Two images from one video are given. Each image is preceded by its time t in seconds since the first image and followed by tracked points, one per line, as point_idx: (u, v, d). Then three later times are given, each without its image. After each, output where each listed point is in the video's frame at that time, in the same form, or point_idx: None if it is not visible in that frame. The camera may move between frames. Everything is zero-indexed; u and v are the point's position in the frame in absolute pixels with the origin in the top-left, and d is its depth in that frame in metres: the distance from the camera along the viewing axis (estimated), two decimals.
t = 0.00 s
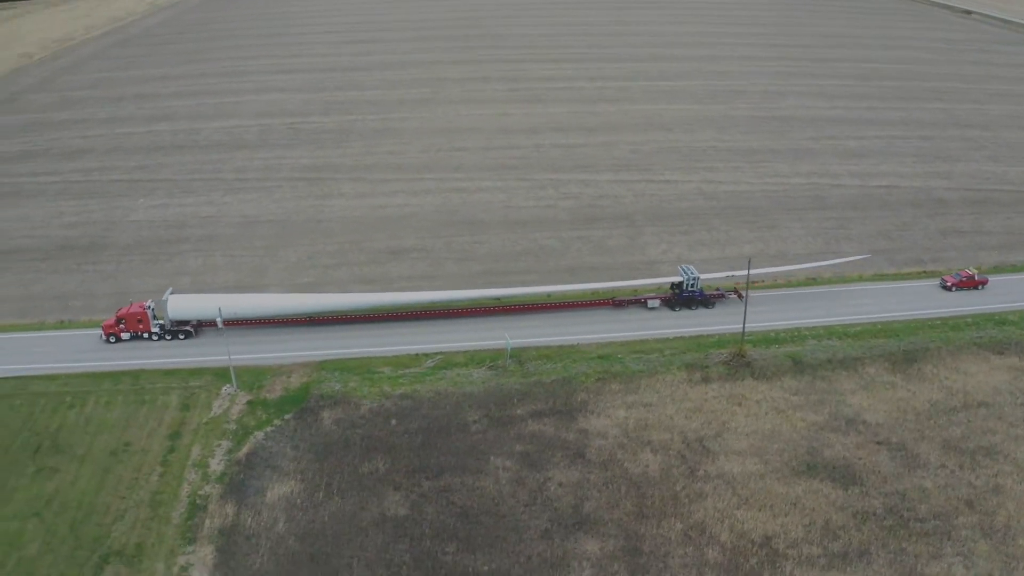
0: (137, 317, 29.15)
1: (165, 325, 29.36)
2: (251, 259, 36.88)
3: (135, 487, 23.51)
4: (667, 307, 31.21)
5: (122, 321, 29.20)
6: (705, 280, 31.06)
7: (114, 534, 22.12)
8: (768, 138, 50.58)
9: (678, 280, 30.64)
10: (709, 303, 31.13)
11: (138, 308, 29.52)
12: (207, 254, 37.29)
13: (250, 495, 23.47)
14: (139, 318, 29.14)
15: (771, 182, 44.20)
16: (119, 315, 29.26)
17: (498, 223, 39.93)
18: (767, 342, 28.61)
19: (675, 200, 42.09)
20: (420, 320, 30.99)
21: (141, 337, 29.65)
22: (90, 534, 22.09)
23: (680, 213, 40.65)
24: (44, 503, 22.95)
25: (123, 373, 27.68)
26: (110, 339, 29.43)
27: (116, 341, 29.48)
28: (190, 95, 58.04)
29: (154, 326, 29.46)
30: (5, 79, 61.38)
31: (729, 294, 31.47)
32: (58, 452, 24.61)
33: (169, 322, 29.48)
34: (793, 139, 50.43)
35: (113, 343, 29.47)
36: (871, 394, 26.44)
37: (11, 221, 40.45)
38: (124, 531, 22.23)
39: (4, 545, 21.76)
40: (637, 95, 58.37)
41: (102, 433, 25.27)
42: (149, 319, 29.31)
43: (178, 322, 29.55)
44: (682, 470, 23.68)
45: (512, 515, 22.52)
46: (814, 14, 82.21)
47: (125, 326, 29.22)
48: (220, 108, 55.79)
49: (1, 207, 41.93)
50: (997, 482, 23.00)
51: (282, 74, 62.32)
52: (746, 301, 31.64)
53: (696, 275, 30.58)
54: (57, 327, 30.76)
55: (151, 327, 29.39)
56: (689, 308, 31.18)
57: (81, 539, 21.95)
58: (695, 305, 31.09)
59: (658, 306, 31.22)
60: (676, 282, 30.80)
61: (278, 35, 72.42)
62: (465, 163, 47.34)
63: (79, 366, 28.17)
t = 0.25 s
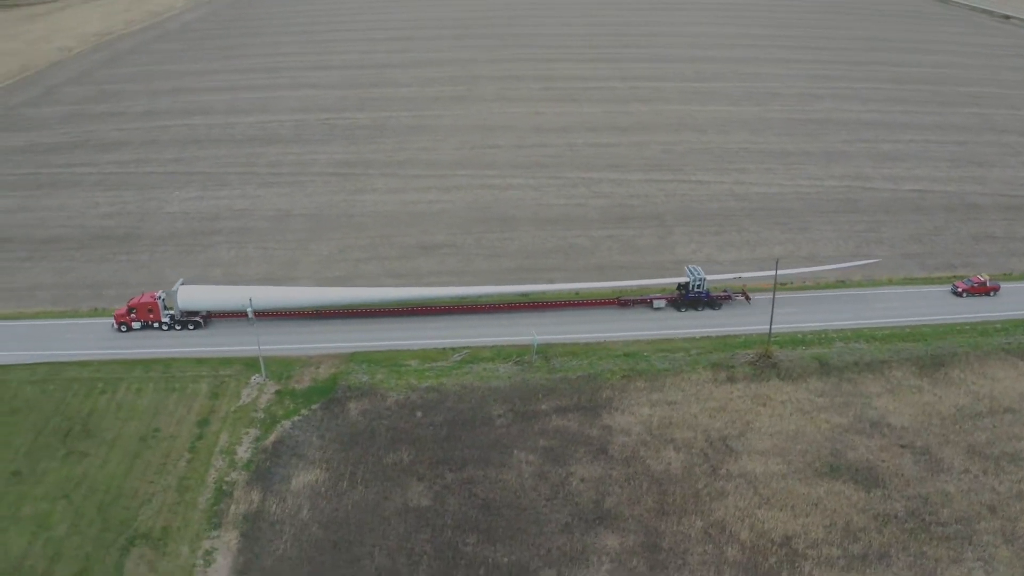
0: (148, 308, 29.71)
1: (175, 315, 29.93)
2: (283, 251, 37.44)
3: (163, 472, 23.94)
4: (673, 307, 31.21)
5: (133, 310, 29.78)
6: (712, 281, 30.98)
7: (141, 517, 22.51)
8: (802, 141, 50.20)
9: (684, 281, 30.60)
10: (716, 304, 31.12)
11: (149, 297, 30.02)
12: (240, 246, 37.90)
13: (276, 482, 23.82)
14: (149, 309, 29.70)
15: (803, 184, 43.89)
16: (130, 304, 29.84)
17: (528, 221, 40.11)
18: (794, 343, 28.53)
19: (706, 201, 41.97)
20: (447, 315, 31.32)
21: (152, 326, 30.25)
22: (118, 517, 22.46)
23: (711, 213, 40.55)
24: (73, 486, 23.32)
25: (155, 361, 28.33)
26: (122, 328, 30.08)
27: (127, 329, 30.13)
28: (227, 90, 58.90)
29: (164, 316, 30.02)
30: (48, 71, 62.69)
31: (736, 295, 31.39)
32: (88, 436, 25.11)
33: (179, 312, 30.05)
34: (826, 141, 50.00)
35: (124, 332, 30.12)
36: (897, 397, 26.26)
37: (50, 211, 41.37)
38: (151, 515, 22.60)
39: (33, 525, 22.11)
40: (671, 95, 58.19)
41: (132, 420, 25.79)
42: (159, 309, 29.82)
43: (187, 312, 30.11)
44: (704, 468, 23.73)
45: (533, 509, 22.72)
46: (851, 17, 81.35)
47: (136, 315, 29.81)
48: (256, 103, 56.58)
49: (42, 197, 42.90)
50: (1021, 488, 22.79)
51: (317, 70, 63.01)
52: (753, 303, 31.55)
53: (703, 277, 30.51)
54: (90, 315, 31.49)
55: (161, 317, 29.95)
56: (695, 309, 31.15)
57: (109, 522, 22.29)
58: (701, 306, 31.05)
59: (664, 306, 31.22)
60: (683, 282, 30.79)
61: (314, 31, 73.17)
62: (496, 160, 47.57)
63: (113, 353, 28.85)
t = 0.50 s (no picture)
0: (159, 297, 30.38)
1: (185, 306, 30.59)
2: (314, 245, 37.95)
3: (191, 459, 24.45)
4: (678, 308, 31.21)
5: (145, 300, 30.45)
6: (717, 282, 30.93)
7: (168, 502, 23.01)
8: (836, 143, 49.74)
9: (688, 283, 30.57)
10: (722, 306, 31.03)
11: (160, 288, 30.75)
12: (272, 239, 38.47)
13: (301, 471, 24.19)
14: (161, 299, 30.38)
15: (835, 187, 43.49)
16: (142, 294, 30.55)
17: (558, 219, 40.24)
18: (822, 345, 28.40)
19: (737, 202, 41.77)
20: (475, 311, 31.60)
21: (163, 316, 30.89)
22: (145, 501, 22.97)
23: (742, 215, 40.39)
24: (103, 470, 23.92)
25: (186, 349, 28.93)
26: (133, 317, 30.74)
27: (138, 319, 30.77)
28: (263, 85, 59.68)
29: (175, 306, 30.66)
30: (89, 64, 63.99)
31: (743, 297, 31.31)
32: (118, 422, 25.74)
33: (190, 303, 30.70)
34: (860, 145, 49.49)
35: (136, 321, 30.78)
36: (923, 401, 26.03)
37: (88, 201, 42.29)
38: (177, 500, 23.10)
39: (62, 507, 22.65)
40: (705, 97, 57.91)
41: (161, 407, 26.37)
42: (170, 299, 30.49)
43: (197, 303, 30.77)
44: (726, 467, 23.75)
45: (554, 503, 22.89)
46: (890, 21, 80.32)
47: (147, 305, 30.48)
48: (292, 98, 57.28)
49: (81, 187, 43.85)
50: None
51: (353, 67, 63.63)
52: (761, 305, 31.49)
53: (708, 278, 30.47)
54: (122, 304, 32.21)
55: (172, 307, 30.59)
56: (701, 310, 31.13)
57: (136, 506, 22.80)
58: (707, 307, 31.01)
59: (669, 306, 31.22)
60: (688, 283, 30.73)
61: (351, 28, 73.87)
62: (528, 159, 47.74)
63: (145, 341, 29.51)
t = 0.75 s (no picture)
0: (171, 287, 31.15)
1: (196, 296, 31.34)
2: (345, 239, 38.43)
3: (218, 446, 24.93)
4: (684, 308, 31.31)
5: (157, 289, 31.23)
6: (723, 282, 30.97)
7: (194, 487, 23.48)
8: (871, 147, 49.23)
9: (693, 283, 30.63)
10: (727, 307, 31.11)
11: (172, 278, 31.52)
12: (304, 232, 39.03)
13: (327, 460, 24.59)
14: (172, 289, 31.15)
15: (867, 190, 43.06)
16: (155, 284, 31.35)
17: (588, 218, 40.33)
18: (849, 348, 28.34)
19: (768, 204, 41.55)
20: (502, 308, 31.90)
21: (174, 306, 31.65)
22: (172, 486, 23.48)
23: (773, 216, 40.20)
24: (132, 455, 24.50)
25: (217, 339, 29.55)
26: (145, 306, 31.52)
27: (150, 308, 31.55)
28: (299, 81, 60.41)
29: (186, 297, 31.41)
30: (130, 58, 65.24)
31: (750, 298, 31.32)
32: (148, 408, 26.36)
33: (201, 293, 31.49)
34: (895, 149, 48.93)
35: (148, 310, 31.56)
36: (949, 406, 25.82)
37: (126, 193, 43.19)
38: (203, 486, 23.54)
39: (90, 490, 23.21)
40: (740, 98, 57.56)
41: (190, 395, 26.95)
42: (182, 289, 31.22)
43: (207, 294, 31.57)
44: (748, 467, 23.78)
45: (575, 498, 23.08)
46: (931, 25, 79.13)
47: (159, 294, 31.26)
48: (327, 95, 57.91)
49: (119, 178, 44.78)
50: None
51: (389, 65, 64.11)
52: (767, 307, 31.49)
53: (713, 278, 30.52)
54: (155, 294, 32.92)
55: (184, 298, 31.33)
56: (706, 310, 31.22)
57: (163, 490, 23.30)
58: (712, 307, 31.09)
59: (674, 306, 31.32)
60: (694, 283, 30.85)
61: (386, 26, 74.47)
62: (560, 157, 47.86)
63: (176, 330, 30.17)
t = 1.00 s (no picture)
0: (182, 278, 31.74)
1: (206, 286, 31.90)
2: (375, 234, 38.86)
3: (244, 435, 25.40)
4: (687, 308, 31.31)
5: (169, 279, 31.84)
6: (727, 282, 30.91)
7: (220, 474, 23.95)
8: (905, 150, 48.67)
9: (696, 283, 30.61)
10: (731, 307, 31.07)
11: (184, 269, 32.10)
12: (335, 227, 39.52)
13: (352, 450, 24.97)
14: (183, 279, 31.74)
15: (900, 194, 42.60)
16: (167, 274, 31.96)
17: (618, 217, 40.38)
18: (875, 351, 28.22)
19: (799, 206, 41.29)
20: (529, 305, 32.12)
21: (186, 296, 32.27)
22: (198, 472, 23.99)
23: (803, 218, 39.95)
24: (161, 441, 25.08)
25: (247, 330, 30.11)
26: (157, 295, 32.19)
27: (163, 297, 32.22)
28: (334, 77, 61.04)
29: (197, 287, 31.98)
30: (168, 52, 66.36)
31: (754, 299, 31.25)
32: (177, 396, 26.95)
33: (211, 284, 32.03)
34: (927, 152, 48.34)
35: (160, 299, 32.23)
36: (974, 411, 25.58)
37: (161, 185, 44.03)
38: (229, 473, 24.01)
39: (119, 475, 23.80)
40: (774, 100, 57.17)
41: (219, 383, 27.50)
42: (193, 280, 31.79)
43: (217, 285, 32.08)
44: (771, 467, 23.76)
45: (596, 493, 23.23)
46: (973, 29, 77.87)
47: (171, 284, 31.88)
48: (362, 91, 58.45)
49: (155, 171, 45.64)
50: None
51: (423, 62, 64.52)
52: (772, 308, 31.43)
53: (717, 278, 30.49)
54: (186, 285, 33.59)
55: (195, 288, 31.92)
56: (709, 310, 31.21)
57: (190, 477, 23.80)
58: (716, 307, 31.07)
59: (677, 306, 31.34)
60: (697, 282, 30.84)
61: (421, 24, 74.93)
62: (590, 156, 47.91)
63: (206, 321, 30.78)
